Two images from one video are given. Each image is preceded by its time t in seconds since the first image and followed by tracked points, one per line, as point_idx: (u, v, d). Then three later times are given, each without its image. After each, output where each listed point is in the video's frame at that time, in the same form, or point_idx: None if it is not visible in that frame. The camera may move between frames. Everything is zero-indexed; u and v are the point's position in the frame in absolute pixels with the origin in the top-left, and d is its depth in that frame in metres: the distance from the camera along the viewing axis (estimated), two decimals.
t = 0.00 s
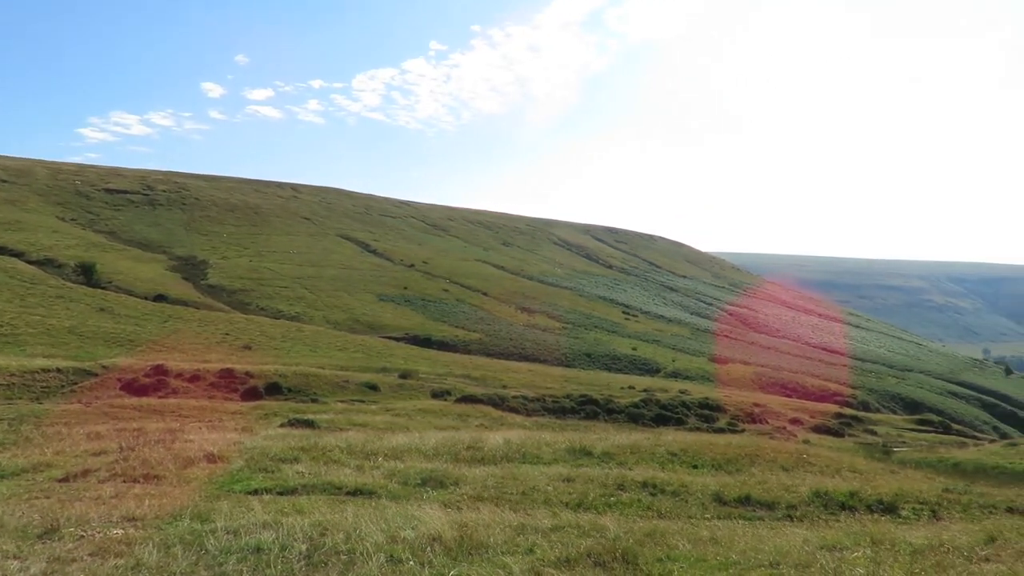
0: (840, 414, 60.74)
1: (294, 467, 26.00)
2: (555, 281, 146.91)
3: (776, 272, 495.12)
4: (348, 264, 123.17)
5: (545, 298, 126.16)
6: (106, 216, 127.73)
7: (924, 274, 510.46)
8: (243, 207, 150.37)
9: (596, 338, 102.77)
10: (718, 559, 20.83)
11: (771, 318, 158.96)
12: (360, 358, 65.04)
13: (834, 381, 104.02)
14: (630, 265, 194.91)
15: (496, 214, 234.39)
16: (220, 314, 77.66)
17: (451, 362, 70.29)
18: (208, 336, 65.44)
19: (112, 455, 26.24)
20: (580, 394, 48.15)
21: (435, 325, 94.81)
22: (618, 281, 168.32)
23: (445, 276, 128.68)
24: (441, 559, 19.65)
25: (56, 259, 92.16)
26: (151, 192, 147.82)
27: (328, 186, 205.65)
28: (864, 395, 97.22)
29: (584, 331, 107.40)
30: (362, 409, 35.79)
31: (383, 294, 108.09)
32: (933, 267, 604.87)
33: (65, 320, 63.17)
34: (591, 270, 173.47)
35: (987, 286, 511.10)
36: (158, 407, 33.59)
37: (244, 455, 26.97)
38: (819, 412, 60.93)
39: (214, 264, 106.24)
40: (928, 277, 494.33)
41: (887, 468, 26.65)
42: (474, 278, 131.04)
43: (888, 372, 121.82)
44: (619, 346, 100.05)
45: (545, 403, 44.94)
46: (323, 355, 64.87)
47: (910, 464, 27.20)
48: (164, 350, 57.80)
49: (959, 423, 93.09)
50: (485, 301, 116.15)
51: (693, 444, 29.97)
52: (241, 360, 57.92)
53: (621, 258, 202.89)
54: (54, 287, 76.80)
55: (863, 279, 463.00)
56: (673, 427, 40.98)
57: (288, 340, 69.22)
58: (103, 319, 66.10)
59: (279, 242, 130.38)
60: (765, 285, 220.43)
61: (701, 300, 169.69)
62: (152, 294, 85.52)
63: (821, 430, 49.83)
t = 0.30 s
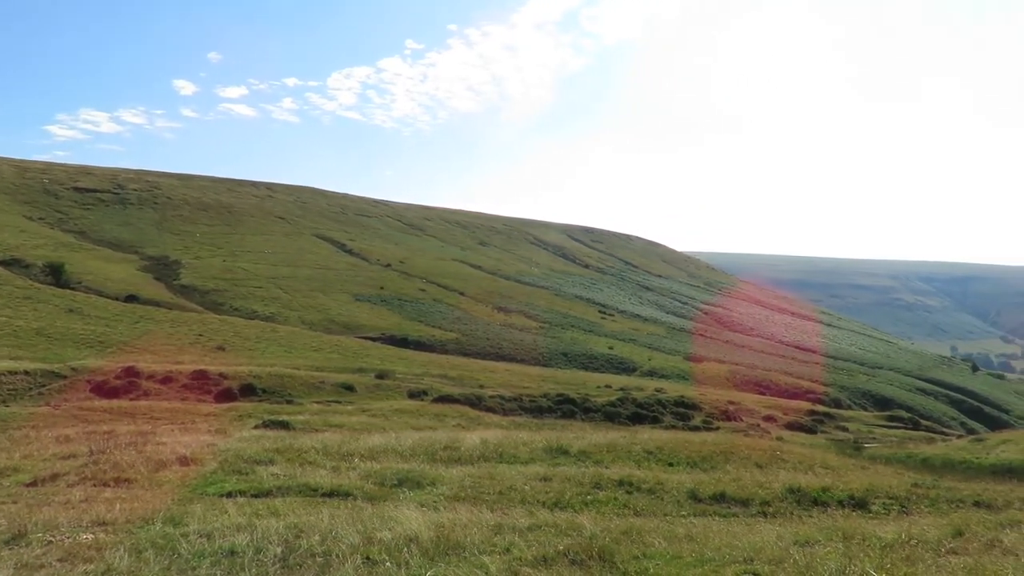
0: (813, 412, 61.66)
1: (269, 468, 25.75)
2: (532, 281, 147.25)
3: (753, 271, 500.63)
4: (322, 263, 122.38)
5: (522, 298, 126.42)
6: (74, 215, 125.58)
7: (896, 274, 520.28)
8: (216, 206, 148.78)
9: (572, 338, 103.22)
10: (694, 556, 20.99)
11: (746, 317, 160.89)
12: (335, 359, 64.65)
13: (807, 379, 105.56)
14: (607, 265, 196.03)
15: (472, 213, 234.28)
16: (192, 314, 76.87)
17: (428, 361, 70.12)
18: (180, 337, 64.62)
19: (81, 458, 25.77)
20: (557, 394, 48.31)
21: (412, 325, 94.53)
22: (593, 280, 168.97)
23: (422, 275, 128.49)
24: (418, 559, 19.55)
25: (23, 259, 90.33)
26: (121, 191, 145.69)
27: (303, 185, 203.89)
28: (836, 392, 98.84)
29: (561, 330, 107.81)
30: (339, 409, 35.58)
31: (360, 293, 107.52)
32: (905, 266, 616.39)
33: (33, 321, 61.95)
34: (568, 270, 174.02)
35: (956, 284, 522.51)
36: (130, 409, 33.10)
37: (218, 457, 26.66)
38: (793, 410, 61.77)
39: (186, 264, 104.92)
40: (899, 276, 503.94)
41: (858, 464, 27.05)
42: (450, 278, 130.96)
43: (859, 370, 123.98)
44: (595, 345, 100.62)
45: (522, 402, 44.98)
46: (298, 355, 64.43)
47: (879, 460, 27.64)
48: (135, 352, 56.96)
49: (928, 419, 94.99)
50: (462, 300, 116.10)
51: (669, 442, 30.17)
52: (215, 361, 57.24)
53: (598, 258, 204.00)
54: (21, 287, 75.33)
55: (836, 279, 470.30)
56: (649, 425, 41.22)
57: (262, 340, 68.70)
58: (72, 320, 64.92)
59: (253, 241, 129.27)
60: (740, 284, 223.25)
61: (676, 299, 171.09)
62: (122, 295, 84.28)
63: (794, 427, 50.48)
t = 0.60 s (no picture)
0: (785, 410, 62.49)
1: (243, 470, 25.45)
2: (508, 280, 147.43)
3: (730, 271, 505.97)
4: (296, 262, 121.39)
5: (498, 297, 126.50)
6: (42, 213, 123.14)
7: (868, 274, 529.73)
8: (188, 205, 146.83)
9: (549, 337, 103.53)
10: (668, 553, 21.12)
11: (722, 317, 162.70)
12: (309, 359, 64.11)
13: (780, 377, 107.04)
14: (584, 265, 196.93)
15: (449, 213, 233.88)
16: (164, 314, 75.78)
17: (404, 361, 69.85)
18: (151, 337, 63.67)
19: (49, 461, 25.24)
20: (534, 393, 48.37)
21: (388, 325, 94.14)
22: (569, 279, 169.50)
23: (397, 275, 128.05)
24: (394, 560, 19.43)
25: None
26: (90, 188, 143.13)
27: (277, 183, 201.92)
28: (808, 390, 100.39)
29: (537, 330, 108.07)
30: (314, 409, 35.27)
31: (335, 293, 106.83)
32: (877, 267, 627.91)
33: None
34: (544, 269, 174.38)
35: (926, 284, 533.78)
36: (99, 411, 32.53)
37: (190, 459, 26.29)
38: (765, 408, 62.57)
39: (157, 263, 103.41)
40: (871, 276, 513.09)
41: (830, 461, 27.39)
42: (426, 277, 130.64)
43: (831, 368, 126.12)
44: (572, 345, 101.02)
45: (499, 402, 44.92)
46: (272, 355, 63.83)
47: (850, 457, 28.05)
48: (103, 352, 55.97)
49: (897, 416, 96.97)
50: (438, 300, 115.86)
51: (644, 441, 30.31)
52: (187, 362, 56.45)
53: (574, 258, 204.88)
54: None
55: (810, 278, 477.54)
56: (625, 424, 41.40)
57: (236, 340, 67.95)
58: (39, 321, 63.58)
59: (226, 240, 127.88)
60: (716, 284, 225.92)
61: (650, 298, 172.47)
62: (92, 294, 82.80)
63: (767, 425, 51.06)
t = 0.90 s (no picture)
0: (756, 408, 63.31)
1: (212, 472, 25.11)
2: (482, 280, 147.41)
3: (704, 271, 510.96)
4: (267, 261, 120.10)
5: (472, 297, 126.42)
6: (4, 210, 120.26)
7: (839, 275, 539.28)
8: (157, 202, 144.55)
9: (522, 336, 103.73)
10: (641, 551, 21.27)
11: (695, 317, 164.43)
12: (280, 359, 63.43)
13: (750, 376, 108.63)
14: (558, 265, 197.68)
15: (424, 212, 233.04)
16: (132, 314, 74.49)
17: (378, 361, 69.47)
18: (118, 338, 62.52)
19: (11, 465, 24.65)
20: (508, 392, 48.39)
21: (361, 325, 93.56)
22: (543, 279, 169.83)
23: (371, 274, 127.36)
24: (366, 561, 19.28)
25: None
26: (55, 185, 140.22)
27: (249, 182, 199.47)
28: (779, 388, 101.89)
29: (511, 329, 108.26)
30: (286, 410, 34.88)
31: (308, 292, 105.92)
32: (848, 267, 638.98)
33: None
34: (517, 268, 174.61)
35: (895, 283, 544.87)
36: (64, 413, 31.87)
37: (158, 461, 25.88)
38: (737, 407, 63.35)
39: (125, 262, 101.62)
40: (842, 276, 522.37)
41: (800, 459, 27.76)
42: (401, 276, 130.14)
43: (801, 367, 128.23)
44: (546, 344, 101.32)
45: (473, 402, 44.84)
46: (243, 356, 63.05)
47: (819, 454, 28.46)
48: (68, 353, 54.83)
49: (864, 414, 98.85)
50: (412, 300, 115.42)
51: (617, 440, 30.45)
52: (155, 362, 55.59)
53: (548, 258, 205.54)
54: None
55: (782, 278, 484.52)
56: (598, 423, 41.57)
57: (205, 340, 67.03)
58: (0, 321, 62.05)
59: (196, 239, 126.18)
60: (689, 284, 228.46)
61: (623, 298, 173.62)
62: (56, 294, 81.09)
63: (739, 423, 51.65)
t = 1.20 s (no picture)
0: (726, 407, 64.14)
1: (180, 474, 24.73)
2: (455, 279, 147.29)
3: (679, 271, 515.79)
4: (238, 260, 118.69)
5: (445, 297, 126.20)
6: None
7: (809, 275, 548.34)
8: (123, 200, 141.98)
9: (495, 336, 103.80)
10: (613, 549, 21.39)
11: (668, 317, 166.05)
12: (249, 359, 62.69)
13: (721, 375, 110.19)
14: (531, 264, 198.26)
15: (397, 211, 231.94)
16: (96, 313, 73.09)
17: (350, 361, 69.04)
18: (82, 338, 61.26)
19: None
20: (482, 392, 48.35)
21: (333, 324, 92.90)
22: (517, 279, 170.16)
23: (343, 273, 126.53)
24: (337, 563, 19.11)
25: None
26: (17, 182, 136.88)
27: (218, 180, 196.67)
28: (748, 387, 103.35)
29: (484, 329, 108.30)
30: (256, 411, 34.45)
31: (278, 292, 104.88)
32: (819, 266, 649.99)
33: None
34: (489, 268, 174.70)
35: (864, 282, 555.70)
36: (26, 415, 31.15)
37: (124, 463, 25.41)
38: (708, 405, 64.11)
39: (89, 261, 99.63)
40: (812, 276, 531.35)
41: (769, 456, 28.15)
42: (373, 276, 129.48)
43: (770, 365, 130.26)
44: (519, 344, 101.52)
45: (446, 402, 44.75)
46: (211, 356, 62.24)
47: (787, 451, 28.88)
48: (29, 354, 53.58)
49: (831, 412, 100.80)
50: (385, 299, 114.87)
51: (589, 439, 30.59)
52: (120, 363, 54.61)
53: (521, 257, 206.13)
54: None
55: (754, 277, 491.20)
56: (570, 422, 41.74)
57: (173, 340, 66.00)
58: None
59: (164, 237, 124.20)
60: (661, 284, 230.74)
61: (596, 297, 174.82)
62: (18, 293, 79.17)
63: (709, 422, 52.23)
